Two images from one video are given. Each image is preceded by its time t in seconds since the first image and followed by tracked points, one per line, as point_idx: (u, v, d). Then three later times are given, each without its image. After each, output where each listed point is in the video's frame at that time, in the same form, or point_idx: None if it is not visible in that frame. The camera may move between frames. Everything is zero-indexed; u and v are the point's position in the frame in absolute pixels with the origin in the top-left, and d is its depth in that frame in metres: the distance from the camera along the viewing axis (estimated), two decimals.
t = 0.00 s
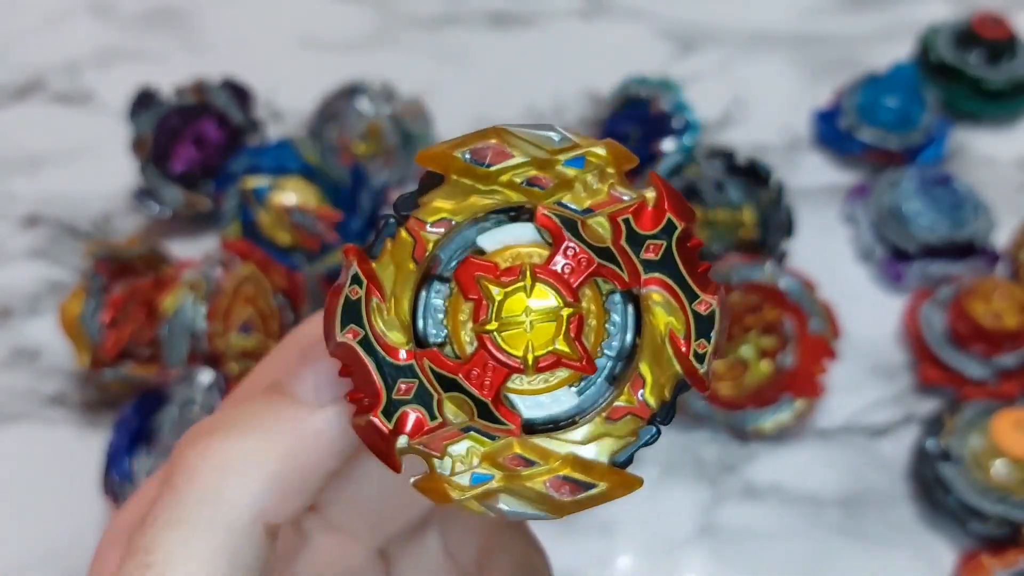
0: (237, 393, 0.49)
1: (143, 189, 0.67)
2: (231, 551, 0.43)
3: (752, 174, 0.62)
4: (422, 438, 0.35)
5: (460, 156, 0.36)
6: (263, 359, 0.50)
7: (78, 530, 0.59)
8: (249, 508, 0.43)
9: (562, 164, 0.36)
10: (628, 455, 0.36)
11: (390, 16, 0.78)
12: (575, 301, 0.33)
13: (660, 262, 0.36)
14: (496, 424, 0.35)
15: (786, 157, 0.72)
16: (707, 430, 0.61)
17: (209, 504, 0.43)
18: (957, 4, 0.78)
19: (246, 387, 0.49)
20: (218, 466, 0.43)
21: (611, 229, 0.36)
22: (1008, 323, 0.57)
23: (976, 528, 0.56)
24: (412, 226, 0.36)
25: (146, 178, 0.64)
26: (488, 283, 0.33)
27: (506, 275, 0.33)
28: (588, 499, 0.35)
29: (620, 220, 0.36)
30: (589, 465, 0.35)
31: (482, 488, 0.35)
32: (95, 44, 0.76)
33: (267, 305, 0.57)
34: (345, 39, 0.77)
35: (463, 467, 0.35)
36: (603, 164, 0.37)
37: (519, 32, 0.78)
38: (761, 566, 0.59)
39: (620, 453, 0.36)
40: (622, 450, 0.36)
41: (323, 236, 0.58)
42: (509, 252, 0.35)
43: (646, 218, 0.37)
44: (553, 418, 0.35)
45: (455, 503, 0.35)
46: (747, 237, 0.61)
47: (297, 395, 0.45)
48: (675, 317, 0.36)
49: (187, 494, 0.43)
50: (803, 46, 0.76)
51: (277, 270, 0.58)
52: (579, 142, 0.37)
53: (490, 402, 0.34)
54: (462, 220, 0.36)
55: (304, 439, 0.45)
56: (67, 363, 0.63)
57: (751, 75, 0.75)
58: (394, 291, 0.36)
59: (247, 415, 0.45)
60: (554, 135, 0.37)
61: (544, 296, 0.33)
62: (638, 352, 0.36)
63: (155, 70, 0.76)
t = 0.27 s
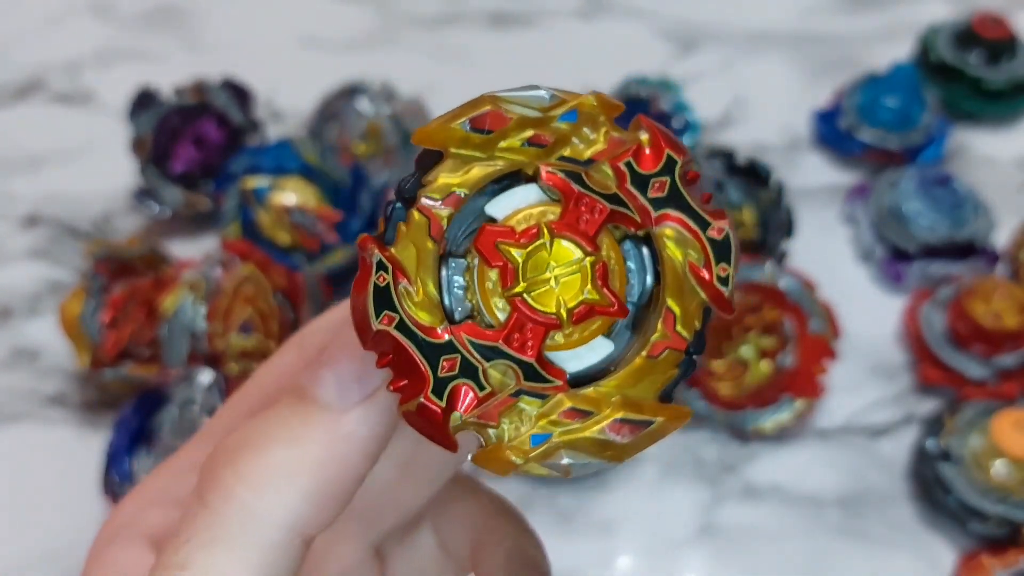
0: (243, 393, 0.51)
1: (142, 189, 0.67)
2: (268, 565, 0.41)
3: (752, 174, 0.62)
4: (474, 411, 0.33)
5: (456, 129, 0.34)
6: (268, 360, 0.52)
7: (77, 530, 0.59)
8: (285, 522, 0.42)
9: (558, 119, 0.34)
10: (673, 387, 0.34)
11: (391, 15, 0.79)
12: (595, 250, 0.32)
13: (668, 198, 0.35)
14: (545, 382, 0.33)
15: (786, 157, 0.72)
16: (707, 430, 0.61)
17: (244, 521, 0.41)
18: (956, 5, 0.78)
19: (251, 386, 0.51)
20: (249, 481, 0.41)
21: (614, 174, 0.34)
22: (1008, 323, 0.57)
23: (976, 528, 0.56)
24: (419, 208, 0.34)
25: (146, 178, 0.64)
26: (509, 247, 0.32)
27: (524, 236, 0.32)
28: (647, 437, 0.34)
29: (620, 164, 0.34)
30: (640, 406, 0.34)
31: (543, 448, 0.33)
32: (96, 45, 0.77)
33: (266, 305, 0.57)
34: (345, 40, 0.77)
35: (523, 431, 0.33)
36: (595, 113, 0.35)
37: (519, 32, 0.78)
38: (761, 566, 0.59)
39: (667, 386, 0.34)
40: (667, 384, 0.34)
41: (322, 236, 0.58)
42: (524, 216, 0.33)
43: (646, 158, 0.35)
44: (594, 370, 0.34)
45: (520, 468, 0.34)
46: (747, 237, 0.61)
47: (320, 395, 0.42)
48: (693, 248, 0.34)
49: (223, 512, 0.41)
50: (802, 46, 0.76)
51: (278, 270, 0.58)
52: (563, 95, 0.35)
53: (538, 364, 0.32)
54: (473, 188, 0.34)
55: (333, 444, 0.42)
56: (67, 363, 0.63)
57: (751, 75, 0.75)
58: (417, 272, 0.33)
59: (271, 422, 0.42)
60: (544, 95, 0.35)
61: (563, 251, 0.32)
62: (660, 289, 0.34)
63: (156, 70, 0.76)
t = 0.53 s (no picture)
0: (240, 394, 0.53)
1: (143, 189, 0.67)
2: None
3: (752, 174, 0.62)
4: (478, 385, 0.32)
5: (450, 104, 0.34)
6: (265, 363, 0.54)
7: (77, 530, 0.59)
8: (297, 533, 0.41)
9: (550, 95, 0.35)
10: (679, 362, 0.34)
11: (390, 14, 0.79)
12: (594, 223, 0.33)
13: (665, 171, 0.34)
14: (549, 357, 0.33)
15: (786, 156, 0.72)
16: (707, 430, 0.62)
17: (256, 535, 0.40)
18: (956, 5, 0.78)
19: (248, 388, 0.53)
20: (257, 494, 0.40)
21: (610, 150, 0.34)
22: (1008, 323, 0.57)
23: (976, 528, 0.56)
24: (415, 181, 0.34)
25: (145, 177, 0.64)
26: (508, 221, 0.32)
27: (523, 210, 0.33)
28: (655, 412, 0.33)
29: (616, 139, 0.34)
30: (645, 376, 0.33)
31: (550, 423, 0.32)
32: (95, 45, 0.77)
33: (266, 305, 0.57)
34: (346, 40, 0.77)
35: (526, 406, 0.32)
36: (586, 90, 0.35)
37: (519, 32, 0.78)
38: (761, 566, 0.58)
39: (673, 360, 0.34)
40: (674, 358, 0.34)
41: (322, 236, 0.58)
42: (522, 190, 0.34)
43: (643, 132, 0.35)
44: (595, 345, 0.34)
45: (525, 446, 0.32)
46: (747, 236, 0.61)
47: (320, 400, 0.41)
48: (691, 221, 0.34)
49: (235, 528, 0.40)
50: (802, 46, 0.76)
51: (277, 270, 0.58)
52: (556, 72, 0.35)
53: (543, 338, 0.32)
54: (469, 163, 0.34)
55: (339, 449, 0.41)
56: (67, 363, 0.63)
57: (751, 75, 0.75)
58: (415, 245, 0.33)
59: (275, 431, 0.41)
60: (534, 72, 0.35)
61: (562, 224, 0.33)
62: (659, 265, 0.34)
63: (155, 70, 0.76)
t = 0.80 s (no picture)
0: (263, 402, 0.55)
1: (143, 189, 0.67)
2: None
3: (752, 174, 0.62)
4: (496, 379, 0.31)
5: (488, 102, 0.35)
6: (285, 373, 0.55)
7: (78, 531, 0.59)
8: (329, 543, 0.40)
9: (587, 102, 0.35)
10: (705, 377, 0.33)
11: (390, 14, 0.79)
12: (624, 228, 0.33)
13: (699, 181, 0.34)
14: (571, 357, 0.32)
15: (786, 156, 0.72)
16: (707, 430, 0.62)
17: (289, 545, 0.40)
18: (956, 5, 0.78)
19: (268, 399, 0.54)
20: (289, 504, 0.40)
21: (646, 158, 0.34)
22: (1008, 323, 0.57)
23: (976, 528, 0.56)
24: (447, 176, 0.34)
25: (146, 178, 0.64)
26: (537, 220, 0.32)
27: (552, 210, 0.33)
28: (676, 420, 0.32)
29: (652, 146, 0.35)
30: (669, 383, 0.32)
31: (566, 425, 0.31)
32: (95, 45, 0.77)
33: (267, 305, 0.56)
34: (346, 40, 0.77)
35: (543, 405, 0.32)
36: (623, 99, 0.36)
37: (518, 32, 0.78)
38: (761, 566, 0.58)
39: (699, 373, 0.33)
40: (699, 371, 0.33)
41: (323, 236, 0.58)
42: (553, 191, 0.34)
43: (678, 143, 0.35)
44: (617, 353, 0.33)
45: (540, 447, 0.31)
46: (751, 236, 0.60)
47: (349, 407, 0.40)
48: (723, 233, 0.34)
49: (267, 539, 0.39)
50: (802, 47, 0.76)
51: (277, 271, 0.58)
52: (596, 81, 0.36)
53: (562, 335, 0.32)
54: (502, 162, 0.34)
55: (369, 456, 0.40)
56: (67, 363, 0.63)
57: (751, 75, 0.75)
58: (442, 239, 0.33)
59: (305, 440, 0.41)
60: (574, 77, 0.36)
61: (590, 227, 0.33)
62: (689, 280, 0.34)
63: (156, 70, 0.76)
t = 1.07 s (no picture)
0: (260, 403, 0.54)
1: (142, 189, 0.67)
2: None
3: (752, 175, 0.62)
4: (471, 364, 0.31)
5: (481, 97, 0.36)
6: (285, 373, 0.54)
7: (77, 531, 0.59)
8: (320, 534, 0.41)
9: (580, 101, 0.36)
10: (683, 375, 0.33)
11: (390, 14, 0.79)
12: (611, 224, 0.33)
13: (688, 182, 0.35)
14: (546, 348, 0.32)
15: (786, 156, 0.72)
16: (707, 430, 0.62)
17: (281, 535, 0.40)
18: (956, 5, 0.78)
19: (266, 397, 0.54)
20: (281, 495, 0.40)
21: (636, 157, 0.35)
22: (1008, 323, 0.57)
23: (976, 528, 0.56)
24: (438, 166, 0.34)
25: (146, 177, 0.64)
26: (522, 212, 0.33)
27: (539, 204, 0.33)
28: (649, 412, 0.32)
29: (643, 147, 0.35)
30: (646, 377, 0.32)
31: (539, 412, 0.31)
32: (96, 45, 0.77)
33: (266, 305, 0.56)
34: (346, 40, 0.77)
35: (517, 392, 0.31)
36: (617, 100, 0.37)
37: (518, 31, 0.78)
38: (760, 566, 0.58)
39: (678, 371, 0.33)
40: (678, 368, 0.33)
41: (322, 235, 0.58)
42: (541, 185, 0.34)
43: (669, 143, 0.36)
44: (598, 347, 0.33)
45: (511, 433, 0.31)
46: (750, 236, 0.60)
47: (338, 399, 0.40)
48: (709, 233, 0.34)
49: (260, 529, 0.40)
50: (801, 47, 0.76)
51: (277, 271, 0.57)
52: (592, 82, 0.37)
53: (541, 326, 0.32)
54: (491, 156, 0.35)
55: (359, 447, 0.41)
56: (67, 363, 0.63)
57: (751, 75, 0.75)
58: (427, 226, 0.34)
59: (295, 432, 0.41)
60: (568, 77, 0.37)
61: (577, 221, 0.33)
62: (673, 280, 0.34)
63: (156, 70, 0.76)
